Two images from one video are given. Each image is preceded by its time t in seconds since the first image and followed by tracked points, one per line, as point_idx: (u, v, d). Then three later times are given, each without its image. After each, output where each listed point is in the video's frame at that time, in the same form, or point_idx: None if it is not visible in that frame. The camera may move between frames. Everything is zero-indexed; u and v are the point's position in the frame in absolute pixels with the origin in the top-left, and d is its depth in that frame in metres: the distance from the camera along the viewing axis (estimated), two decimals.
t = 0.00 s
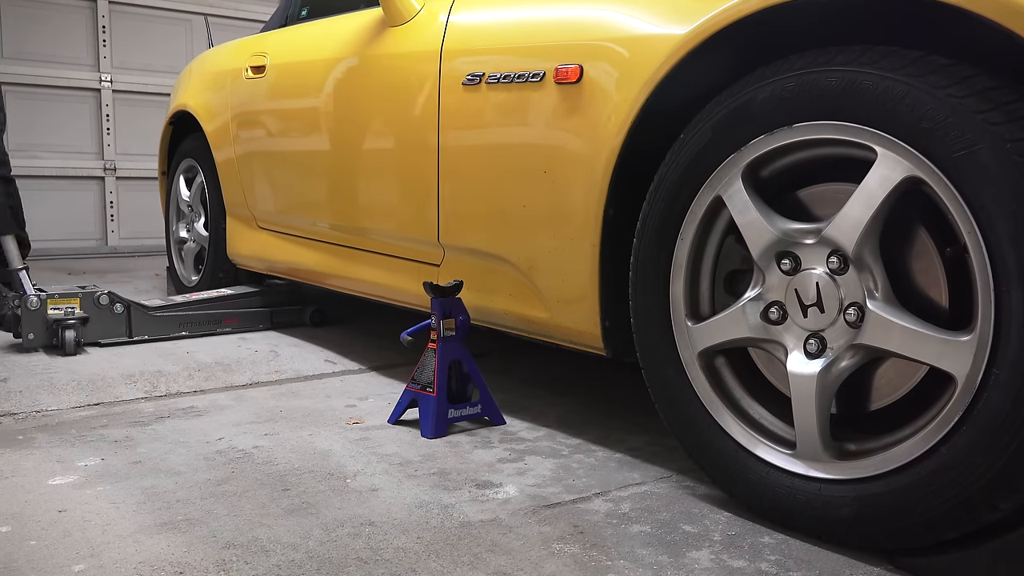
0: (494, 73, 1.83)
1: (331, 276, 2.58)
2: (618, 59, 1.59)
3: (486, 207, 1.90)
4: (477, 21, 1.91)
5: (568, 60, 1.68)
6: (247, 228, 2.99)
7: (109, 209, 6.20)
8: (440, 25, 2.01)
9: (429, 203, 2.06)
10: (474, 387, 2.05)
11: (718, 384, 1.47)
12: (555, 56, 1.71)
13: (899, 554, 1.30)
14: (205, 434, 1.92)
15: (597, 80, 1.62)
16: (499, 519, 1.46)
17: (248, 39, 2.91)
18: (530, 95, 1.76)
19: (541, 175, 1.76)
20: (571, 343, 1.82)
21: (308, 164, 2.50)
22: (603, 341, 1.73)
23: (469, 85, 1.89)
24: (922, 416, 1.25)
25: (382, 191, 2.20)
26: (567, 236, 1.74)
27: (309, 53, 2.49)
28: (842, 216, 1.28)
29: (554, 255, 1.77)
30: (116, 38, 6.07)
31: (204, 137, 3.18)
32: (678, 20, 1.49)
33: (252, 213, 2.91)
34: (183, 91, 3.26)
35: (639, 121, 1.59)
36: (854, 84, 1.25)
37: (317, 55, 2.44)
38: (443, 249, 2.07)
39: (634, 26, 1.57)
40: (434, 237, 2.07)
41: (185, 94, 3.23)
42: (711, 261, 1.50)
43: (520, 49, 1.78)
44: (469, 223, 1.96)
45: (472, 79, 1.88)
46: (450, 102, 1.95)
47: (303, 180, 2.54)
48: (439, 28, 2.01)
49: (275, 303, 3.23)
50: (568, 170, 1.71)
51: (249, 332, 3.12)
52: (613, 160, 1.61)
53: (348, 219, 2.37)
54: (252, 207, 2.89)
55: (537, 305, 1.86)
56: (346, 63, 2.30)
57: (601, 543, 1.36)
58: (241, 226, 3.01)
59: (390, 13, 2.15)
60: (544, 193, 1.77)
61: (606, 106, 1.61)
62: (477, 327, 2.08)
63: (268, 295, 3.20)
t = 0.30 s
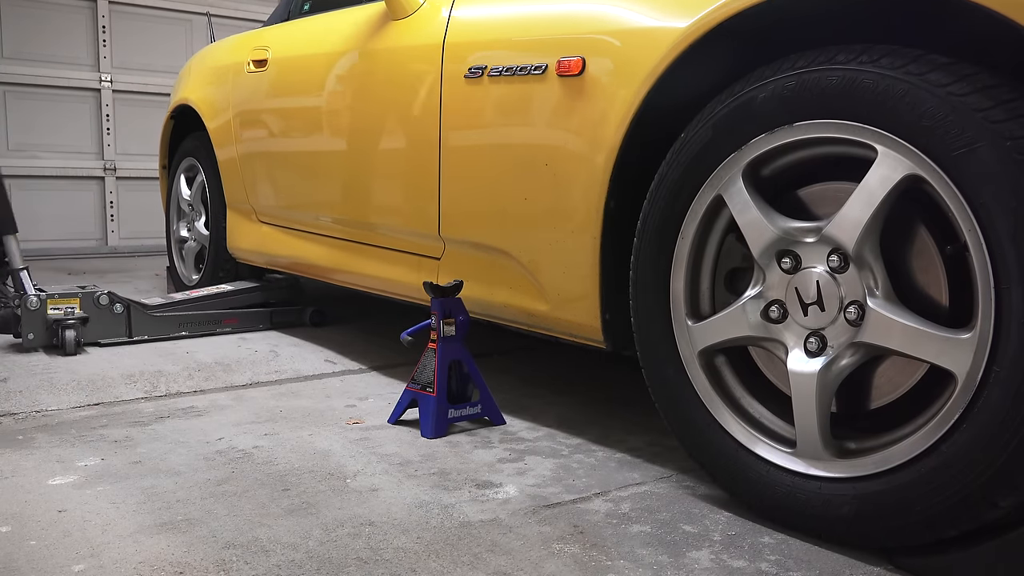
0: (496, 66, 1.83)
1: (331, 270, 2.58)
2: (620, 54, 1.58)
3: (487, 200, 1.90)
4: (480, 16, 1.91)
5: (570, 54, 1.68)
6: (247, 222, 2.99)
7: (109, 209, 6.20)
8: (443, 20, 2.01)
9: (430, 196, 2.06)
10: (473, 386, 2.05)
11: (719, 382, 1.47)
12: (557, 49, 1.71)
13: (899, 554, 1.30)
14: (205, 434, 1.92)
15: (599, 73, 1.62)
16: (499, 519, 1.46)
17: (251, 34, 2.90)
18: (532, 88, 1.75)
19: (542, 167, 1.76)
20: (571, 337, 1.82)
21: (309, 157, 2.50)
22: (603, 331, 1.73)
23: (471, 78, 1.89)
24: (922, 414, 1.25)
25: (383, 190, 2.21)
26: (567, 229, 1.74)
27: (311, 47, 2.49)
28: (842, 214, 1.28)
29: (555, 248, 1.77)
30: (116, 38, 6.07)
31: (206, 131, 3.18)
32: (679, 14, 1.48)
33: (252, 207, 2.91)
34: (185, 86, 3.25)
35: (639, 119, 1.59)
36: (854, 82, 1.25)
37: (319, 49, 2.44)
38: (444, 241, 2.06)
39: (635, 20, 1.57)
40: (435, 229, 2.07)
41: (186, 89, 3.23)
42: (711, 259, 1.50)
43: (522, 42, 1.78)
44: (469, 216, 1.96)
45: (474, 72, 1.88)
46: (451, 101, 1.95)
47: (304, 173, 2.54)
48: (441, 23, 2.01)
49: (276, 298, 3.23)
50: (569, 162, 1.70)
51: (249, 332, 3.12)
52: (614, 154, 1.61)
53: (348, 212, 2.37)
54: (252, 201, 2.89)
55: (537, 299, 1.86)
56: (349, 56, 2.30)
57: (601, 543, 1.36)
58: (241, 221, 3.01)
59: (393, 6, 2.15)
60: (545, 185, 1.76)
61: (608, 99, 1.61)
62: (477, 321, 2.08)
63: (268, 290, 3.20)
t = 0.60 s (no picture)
0: (498, 59, 1.83)
1: (331, 262, 2.57)
2: (621, 48, 1.58)
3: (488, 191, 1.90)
4: (482, 11, 1.90)
5: (572, 46, 1.68)
6: (246, 216, 2.99)
7: (109, 210, 6.20)
8: (445, 15, 2.00)
9: (432, 188, 2.05)
10: (473, 386, 2.05)
11: (719, 380, 1.47)
12: (560, 42, 1.70)
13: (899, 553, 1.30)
14: (205, 434, 1.92)
15: (601, 67, 1.62)
16: (499, 519, 1.46)
17: (253, 29, 2.90)
18: (535, 80, 1.75)
19: (545, 158, 1.75)
20: (572, 330, 1.82)
21: (310, 148, 2.49)
22: (603, 326, 1.73)
23: (474, 71, 1.89)
24: (923, 413, 1.25)
25: (385, 189, 2.21)
26: (570, 220, 1.73)
27: (313, 41, 2.49)
28: (843, 213, 1.28)
29: (556, 239, 1.77)
30: (116, 38, 6.07)
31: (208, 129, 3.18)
32: (682, 7, 1.48)
33: (253, 201, 2.91)
34: (187, 82, 3.25)
35: (640, 117, 1.59)
36: (857, 80, 1.25)
37: (322, 43, 2.44)
38: (445, 234, 2.06)
39: (638, 13, 1.57)
40: (436, 222, 2.06)
41: (187, 86, 3.23)
42: (713, 257, 1.50)
43: (525, 35, 1.78)
44: (470, 208, 1.95)
45: (477, 65, 1.88)
46: (452, 99, 1.95)
47: (305, 165, 2.53)
48: (444, 18, 2.00)
49: (278, 292, 3.24)
50: (571, 153, 1.70)
51: (249, 332, 3.12)
52: (616, 149, 1.61)
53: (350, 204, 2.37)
54: (253, 195, 2.89)
55: (539, 292, 1.86)
56: (351, 49, 2.29)
57: (601, 543, 1.36)
58: (241, 215, 3.01)
59: None
60: (546, 177, 1.76)
61: (609, 93, 1.60)
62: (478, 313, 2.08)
63: (270, 285, 3.21)
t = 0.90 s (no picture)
0: (500, 54, 1.83)
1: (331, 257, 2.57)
2: (623, 44, 1.58)
3: (490, 186, 1.89)
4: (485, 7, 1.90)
5: (574, 41, 1.67)
6: (247, 212, 2.98)
7: (109, 210, 6.20)
8: (447, 11, 2.00)
9: (433, 183, 2.05)
10: (473, 386, 2.05)
11: (720, 380, 1.47)
12: (562, 37, 1.70)
13: (899, 554, 1.30)
14: (205, 434, 1.92)
15: (602, 63, 1.62)
16: (499, 519, 1.46)
17: (254, 25, 2.89)
18: (536, 75, 1.75)
19: (546, 151, 1.75)
20: (573, 325, 1.82)
21: (311, 143, 2.49)
22: (603, 321, 1.73)
23: (475, 66, 1.89)
24: (924, 412, 1.25)
25: (386, 190, 2.21)
26: (571, 215, 1.73)
27: (315, 37, 2.48)
28: (844, 212, 1.28)
29: (558, 234, 1.76)
30: (116, 38, 6.07)
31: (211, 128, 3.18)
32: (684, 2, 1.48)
33: (254, 197, 2.91)
34: (188, 80, 3.25)
35: (640, 116, 1.60)
36: (859, 79, 1.25)
37: (324, 39, 2.44)
38: (446, 229, 2.06)
39: (640, 9, 1.56)
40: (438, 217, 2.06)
41: (188, 83, 3.22)
42: (714, 256, 1.50)
43: (527, 30, 1.78)
44: (471, 203, 1.95)
45: (478, 60, 1.88)
46: (453, 95, 1.95)
47: (306, 160, 2.53)
48: (445, 14, 2.00)
49: (279, 289, 3.25)
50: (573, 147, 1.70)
51: (249, 332, 3.12)
52: (617, 146, 1.61)
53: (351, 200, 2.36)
54: (254, 191, 2.89)
55: (540, 288, 1.85)
56: (353, 45, 2.29)
57: (601, 543, 1.36)
58: (241, 211, 3.01)
59: None
60: (548, 171, 1.75)
61: (611, 90, 1.60)
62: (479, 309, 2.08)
63: (271, 282, 3.21)
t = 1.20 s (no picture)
0: (503, 48, 1.82)
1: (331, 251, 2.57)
2: (625, 39, 1.58)
3: (491, 180, 1.89)
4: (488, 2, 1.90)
5: (577, 35, 1.67)
6: (247, 208, 2.98)
7: (109, 210, 6.20)
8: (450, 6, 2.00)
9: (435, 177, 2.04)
10: (473, 387, 2.05)
11: (721, 378, 1.47)
12: (565, 31, 1.70)
13: (898, 554, 1.30)
14: (205, 434, 1.92)
15: (606, 57, 1.61)
16: (499, 519, 1.46)
17: (257, 21, 2.89)
18: (540, 69, 1.75)
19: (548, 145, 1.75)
20: (574, 319, 1.82)
21: (313, 137, 2.49)
22: (603, 314, 1.73)
23: (478, 60, 1.88)
24: (924, 411, 1.25)
25: (387, 190, 2.22)
26: (573, 207, 1.72)
27: (318, 32, 2.48)
28: (847, 210, 1.28)
29: (559, 227, 1.76)
30: (116, 38, 6.07)
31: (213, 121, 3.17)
32: None
33: (255, 193, 2.91)
34: (189, 76, 3.25)
35: (640, 114, 1.60)
36: (860, 78, 1.25)
37: (327, 34, 2.44)
38: (447, 224, 2.05)
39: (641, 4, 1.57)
40: (439, 211, 2.06)
41: (190, 79, 3.22)
42: (715, 254, 1.50)
43: (530, 24, 1.77)
44: (472, 197, 1.95)
45: (481, 54, 1.87)
46: (456, 89, 1.95)
47: (308, 153, 2.52)
48: (448, 9, 2.00)
49: (279, 285, 3.26)
50: (575, 142, 1.69)
51: (250, 332, 3.12)
52: (619, 142, 1.61)
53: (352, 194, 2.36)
54: (256, 187, 2.89)
55: (541, 282, 1.85)
56: (356, 39, 2.29)
57: (601, 543, 1.36)
58: (241, 207, 3.01)
59: None
60: (550, 165, 1.75)
61: (613, 85, 1.60)
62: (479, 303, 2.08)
63: (272, 278, 3.22)
